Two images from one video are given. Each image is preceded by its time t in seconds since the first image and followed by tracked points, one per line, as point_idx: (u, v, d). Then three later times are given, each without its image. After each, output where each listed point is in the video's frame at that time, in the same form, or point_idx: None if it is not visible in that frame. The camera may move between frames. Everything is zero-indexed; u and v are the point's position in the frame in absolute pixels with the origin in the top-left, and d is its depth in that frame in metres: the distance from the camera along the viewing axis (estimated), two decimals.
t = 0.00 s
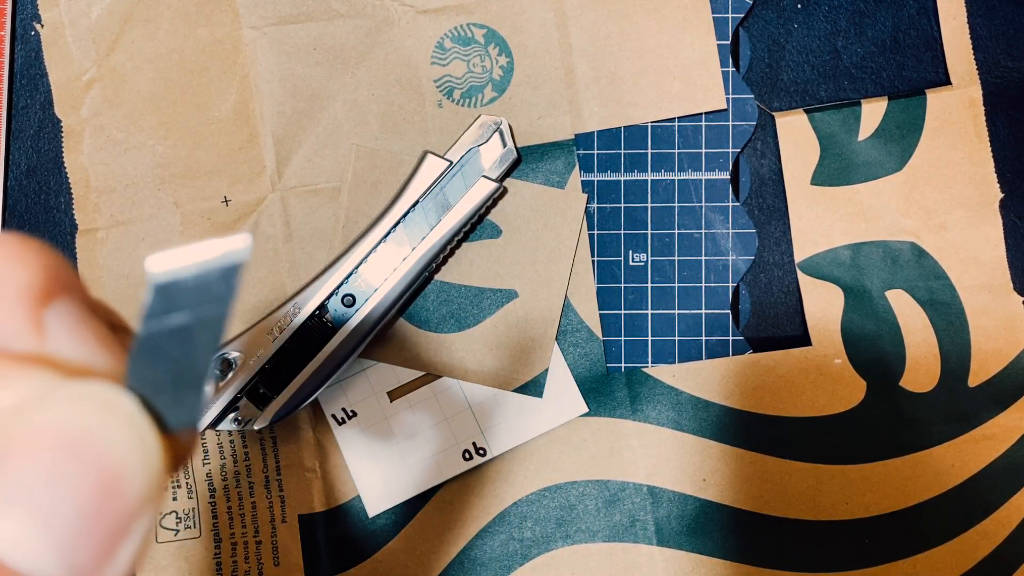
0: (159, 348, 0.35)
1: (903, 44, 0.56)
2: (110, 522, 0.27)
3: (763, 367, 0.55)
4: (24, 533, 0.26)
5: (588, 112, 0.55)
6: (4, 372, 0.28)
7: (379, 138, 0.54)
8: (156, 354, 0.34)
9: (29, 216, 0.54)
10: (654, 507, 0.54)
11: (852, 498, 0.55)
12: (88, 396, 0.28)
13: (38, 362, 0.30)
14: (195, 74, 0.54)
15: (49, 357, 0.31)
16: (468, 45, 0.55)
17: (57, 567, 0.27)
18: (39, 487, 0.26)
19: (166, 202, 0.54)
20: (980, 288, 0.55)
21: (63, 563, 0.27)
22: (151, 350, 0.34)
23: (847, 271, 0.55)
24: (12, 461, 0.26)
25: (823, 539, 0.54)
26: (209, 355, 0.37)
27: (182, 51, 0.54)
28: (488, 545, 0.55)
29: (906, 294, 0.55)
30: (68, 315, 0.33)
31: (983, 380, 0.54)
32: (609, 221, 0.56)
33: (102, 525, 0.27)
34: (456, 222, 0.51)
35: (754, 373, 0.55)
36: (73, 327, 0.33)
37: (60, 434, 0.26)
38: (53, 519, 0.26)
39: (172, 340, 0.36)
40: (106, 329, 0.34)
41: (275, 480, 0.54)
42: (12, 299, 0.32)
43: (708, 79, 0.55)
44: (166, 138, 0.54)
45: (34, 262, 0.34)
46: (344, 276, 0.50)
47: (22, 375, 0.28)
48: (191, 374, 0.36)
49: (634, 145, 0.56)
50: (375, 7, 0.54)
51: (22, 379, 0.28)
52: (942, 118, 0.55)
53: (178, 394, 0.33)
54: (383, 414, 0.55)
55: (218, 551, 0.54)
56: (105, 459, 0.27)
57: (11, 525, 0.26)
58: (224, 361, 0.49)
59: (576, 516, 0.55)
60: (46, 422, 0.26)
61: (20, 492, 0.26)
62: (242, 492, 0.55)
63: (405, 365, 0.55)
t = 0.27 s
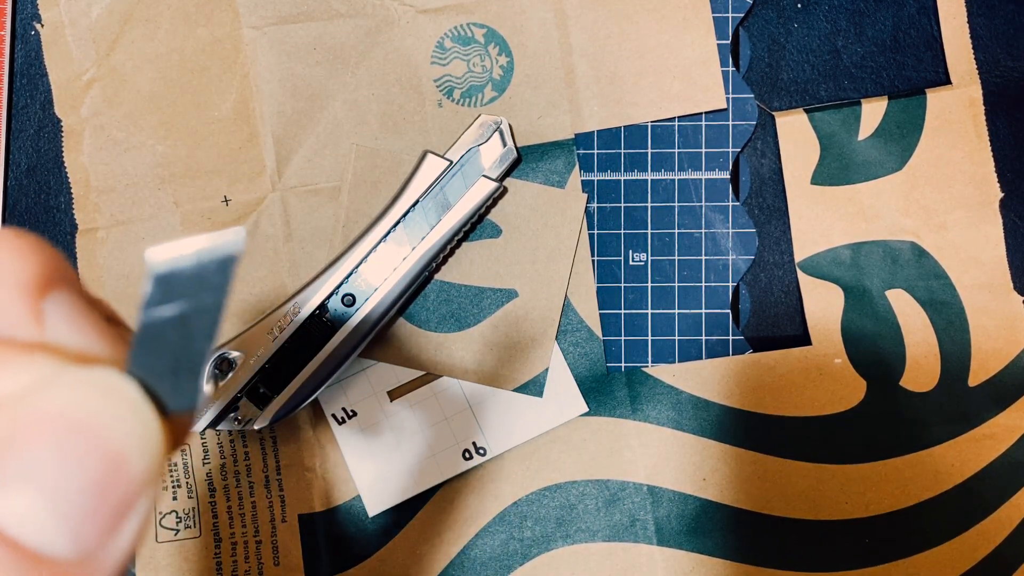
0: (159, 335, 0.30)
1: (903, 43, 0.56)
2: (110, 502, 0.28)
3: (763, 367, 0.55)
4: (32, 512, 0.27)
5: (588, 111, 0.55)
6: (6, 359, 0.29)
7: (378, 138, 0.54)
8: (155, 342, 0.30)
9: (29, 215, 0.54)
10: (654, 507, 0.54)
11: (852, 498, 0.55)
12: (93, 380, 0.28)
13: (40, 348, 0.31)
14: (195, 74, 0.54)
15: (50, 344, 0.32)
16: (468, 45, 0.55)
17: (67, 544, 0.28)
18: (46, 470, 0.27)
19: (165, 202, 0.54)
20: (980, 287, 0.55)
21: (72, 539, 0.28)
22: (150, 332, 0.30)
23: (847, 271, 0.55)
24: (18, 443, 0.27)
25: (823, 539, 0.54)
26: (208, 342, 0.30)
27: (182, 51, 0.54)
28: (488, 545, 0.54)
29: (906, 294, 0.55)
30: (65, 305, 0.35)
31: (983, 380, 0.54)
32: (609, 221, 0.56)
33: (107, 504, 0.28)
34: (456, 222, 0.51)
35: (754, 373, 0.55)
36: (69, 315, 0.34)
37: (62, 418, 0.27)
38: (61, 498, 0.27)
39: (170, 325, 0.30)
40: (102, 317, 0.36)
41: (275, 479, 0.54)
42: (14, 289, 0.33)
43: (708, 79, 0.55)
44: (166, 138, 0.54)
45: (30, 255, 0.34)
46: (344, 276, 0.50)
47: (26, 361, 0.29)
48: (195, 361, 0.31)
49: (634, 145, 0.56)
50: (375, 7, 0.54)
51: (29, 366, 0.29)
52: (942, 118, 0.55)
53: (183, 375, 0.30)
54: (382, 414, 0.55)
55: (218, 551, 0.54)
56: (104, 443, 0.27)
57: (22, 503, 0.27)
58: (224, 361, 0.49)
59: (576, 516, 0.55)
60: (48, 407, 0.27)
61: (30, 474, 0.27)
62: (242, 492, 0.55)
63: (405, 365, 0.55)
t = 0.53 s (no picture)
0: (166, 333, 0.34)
1: (903, 43, 0.56)
2: (105, 492, 0.29)
3: (763, 367, 0.55)
4: (28, 506, 0.28)
5: (588, 111, 0.55)
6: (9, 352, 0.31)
7: (379, 138, 0.54)
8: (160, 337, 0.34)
9: (29, 215, 0.54)
10: (654, 507, 0.54)
11: (852, 498, 0.55)
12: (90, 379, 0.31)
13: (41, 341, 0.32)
14: (195, 74, 0.54)
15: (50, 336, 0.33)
16: (468, 45, 0.55)
17: (63, 537, 0.29)
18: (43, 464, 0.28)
19: (165, 202, 0.54)
20: (980, 287, 0.55)
21: (68, 533, 0.29)
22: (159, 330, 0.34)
23: (847, 271, 0.55)
24: (17, 437, 0.28)
25: (823, 539, 0.54)
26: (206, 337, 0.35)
27: (182, 51, 0.54)
28: (487, 545, 0.55)
29: (906, 294, 0.55)
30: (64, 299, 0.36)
31: (983, 380, 0.54)
32: (609, 221, 0.56)
33: (101, 499, 0.29)
34: (456, 222, 0.51)
35: (754, 373, 0.55)
36: (68, 307, 0.36)
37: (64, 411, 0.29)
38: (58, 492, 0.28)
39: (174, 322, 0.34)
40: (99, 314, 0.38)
41: (275, 479, 0.54)
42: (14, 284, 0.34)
43: (709, 79, 0.55)
44: (166, 138, 0.54)
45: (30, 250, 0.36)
46: (344, 276, 0.50)
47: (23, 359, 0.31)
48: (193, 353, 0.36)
49: (634, 145, 0.56)
50: (375, 7, 0.54)
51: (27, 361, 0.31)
52: (942, 118, 0.55)
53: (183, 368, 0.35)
54: (382, 414, 0.55)
55: (218, 551, 0.54)
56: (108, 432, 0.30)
57: (18, 499, 0.28)
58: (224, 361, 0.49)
59: (576, 516, 0.55)
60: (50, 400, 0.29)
61: (26, 466, 0.28)
62: (242, 492, 0.55)
63: (405, 364, 0.55)
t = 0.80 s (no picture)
0: (158, 333, 0.29)
1: (903, 43, 0.56)
2: (106, 500, 0.27)
3: (763, 367, 0.55)
4: (30, 508, 0.27)
5: (588, 111, 0.55)
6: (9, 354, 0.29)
7: (378, 138, 0.54)
8: (152, 337, 0.29)
9: (28, 215, 0.54)
10: (654, 507, 0.54)
11: (852, 498, 0.55)
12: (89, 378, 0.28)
13: (40, 344, 0.31)
14: (195, 74, 0.54)
15: (50, 339, 0.31)
16: (468, 45, 0.55)
17: (64, 542, 0.27)
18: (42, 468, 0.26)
19: (165, 201, 0.54)
20: (980, 287, 0.55)
21: (69, 537, 0.27)
22: (150, 330, 0.29)
23: (847, 271, 0.55)
24: (18, 439, 0.26)
25: (822, 539, 0.54)
26: (207, 339, 0.29)
27: (182, 51, 0.54)
28: (488, 545, 0.54)
29: (906, 294, 0.55)
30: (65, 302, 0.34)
31: (983, 380, 0.54)
32: (609, 221, 0.56)
33: (102, 503, 0.27)
34: (456, 222, 0.51)
35: (754, 373, 0.55)
36: (69, 312, 0.34)
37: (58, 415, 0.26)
38: (59, 496, 0.27)
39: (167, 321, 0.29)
40: (104, 313, 0.35)
41: (275, 479, 0.54)
42: (12, 288, 0.32)
43: (709, 79, 0.55)
44: (166, 138, 0.54)
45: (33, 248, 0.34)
46: (344, 276, 0.50)
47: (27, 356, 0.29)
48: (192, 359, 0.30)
49: (634, 145, 0.56)
50: (375, 7, 0.54)
51: (29, 361, 0.29)
52: (942, 118, 0.55)
53: (183, 372, 0.30)
54: (382, 414, 0.55)
55: (218, 551, 0.54)
56: (104, 439, 0.27)
57: (19, 502, 0.27)
58: (224, 360, 0.49)
59: (576, 516, 0.55)
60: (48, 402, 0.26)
61: (28, 469, 0.26)
62: (242, 492, 0.55)
63: (405, 364, 0.55)
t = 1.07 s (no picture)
0: (151, 336, 0.29)
1: (903, 44, 0.56)
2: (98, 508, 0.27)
3: (763, 367, 0.55)
4: (24, 514, 0.27)
5: (588, 112, 0.55)
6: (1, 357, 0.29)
7: (379, 138, 0.54)
8: (150, 341, 0.29)
9: (28, 216, 0.54)
10: (654, 507, 0.54)
11: (852, 499, 0.55)
12: (86, 383, 0.27)
13: (34, 347, 0.31)
14: (195, 74, 0.54)
15: (44, 342, 0.31)
16: (468, 45, 0.55)
17: (56, 549, 0.27)
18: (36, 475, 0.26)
19: (165, 202, 0.54)
20: (980, 287, 0.55)
21: (63, 543, 0.27)
22: (146, 334, 0.29)
23: (847, 271, 0.55)
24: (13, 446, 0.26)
25: (822, 539, 0.54)
26: (203, 343, 0.29)
27: (182, 51, 0.54)
28: (488, 545, 0.55)
29: (906, 294, 0.55)
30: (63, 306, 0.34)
31: (983, 380, 0.54)
32: (609, 221, 0.56)
33: (95, 509, 0.27)
34: (456, 222, 0.51)
35: (754, 373, 0.55)
36: (65, 315, 0.34)
37: (52, 424, 0.26)
38: (53, 501, 0.27)
39: (160, 325, 0.29)
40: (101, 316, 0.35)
41: (275, 480, 0.54)
42: (10, 294, 0.33)
43: (709, 80, 0.55)
44: (166, 138, 0.54)
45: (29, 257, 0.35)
46: (344, 276, 0.50)
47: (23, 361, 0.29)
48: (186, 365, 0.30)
49: (634, 145, 0.56)
50: (375, 7, 0.54)
51: (23, 366, 0.28)
52: (942, 118, 0.55)
53: (177, 377, 0.29)
54: (383, 414, 0.55)
55: (218, 551, 0.54)
56: (96, 448, 0.27)
57: (13, 507, 0.27)
58: (224, 361, 0.49)
59: (576, 516, 0.55)
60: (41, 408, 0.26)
61: (23, 475, 0.26)
62: (242, 492, 0.55)
63: (405, 365, 0.55)
